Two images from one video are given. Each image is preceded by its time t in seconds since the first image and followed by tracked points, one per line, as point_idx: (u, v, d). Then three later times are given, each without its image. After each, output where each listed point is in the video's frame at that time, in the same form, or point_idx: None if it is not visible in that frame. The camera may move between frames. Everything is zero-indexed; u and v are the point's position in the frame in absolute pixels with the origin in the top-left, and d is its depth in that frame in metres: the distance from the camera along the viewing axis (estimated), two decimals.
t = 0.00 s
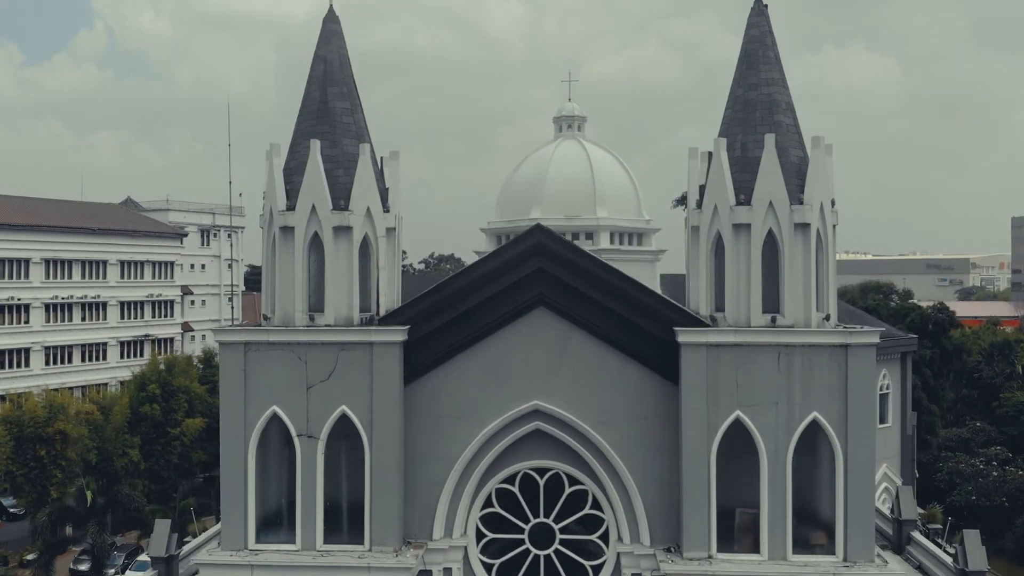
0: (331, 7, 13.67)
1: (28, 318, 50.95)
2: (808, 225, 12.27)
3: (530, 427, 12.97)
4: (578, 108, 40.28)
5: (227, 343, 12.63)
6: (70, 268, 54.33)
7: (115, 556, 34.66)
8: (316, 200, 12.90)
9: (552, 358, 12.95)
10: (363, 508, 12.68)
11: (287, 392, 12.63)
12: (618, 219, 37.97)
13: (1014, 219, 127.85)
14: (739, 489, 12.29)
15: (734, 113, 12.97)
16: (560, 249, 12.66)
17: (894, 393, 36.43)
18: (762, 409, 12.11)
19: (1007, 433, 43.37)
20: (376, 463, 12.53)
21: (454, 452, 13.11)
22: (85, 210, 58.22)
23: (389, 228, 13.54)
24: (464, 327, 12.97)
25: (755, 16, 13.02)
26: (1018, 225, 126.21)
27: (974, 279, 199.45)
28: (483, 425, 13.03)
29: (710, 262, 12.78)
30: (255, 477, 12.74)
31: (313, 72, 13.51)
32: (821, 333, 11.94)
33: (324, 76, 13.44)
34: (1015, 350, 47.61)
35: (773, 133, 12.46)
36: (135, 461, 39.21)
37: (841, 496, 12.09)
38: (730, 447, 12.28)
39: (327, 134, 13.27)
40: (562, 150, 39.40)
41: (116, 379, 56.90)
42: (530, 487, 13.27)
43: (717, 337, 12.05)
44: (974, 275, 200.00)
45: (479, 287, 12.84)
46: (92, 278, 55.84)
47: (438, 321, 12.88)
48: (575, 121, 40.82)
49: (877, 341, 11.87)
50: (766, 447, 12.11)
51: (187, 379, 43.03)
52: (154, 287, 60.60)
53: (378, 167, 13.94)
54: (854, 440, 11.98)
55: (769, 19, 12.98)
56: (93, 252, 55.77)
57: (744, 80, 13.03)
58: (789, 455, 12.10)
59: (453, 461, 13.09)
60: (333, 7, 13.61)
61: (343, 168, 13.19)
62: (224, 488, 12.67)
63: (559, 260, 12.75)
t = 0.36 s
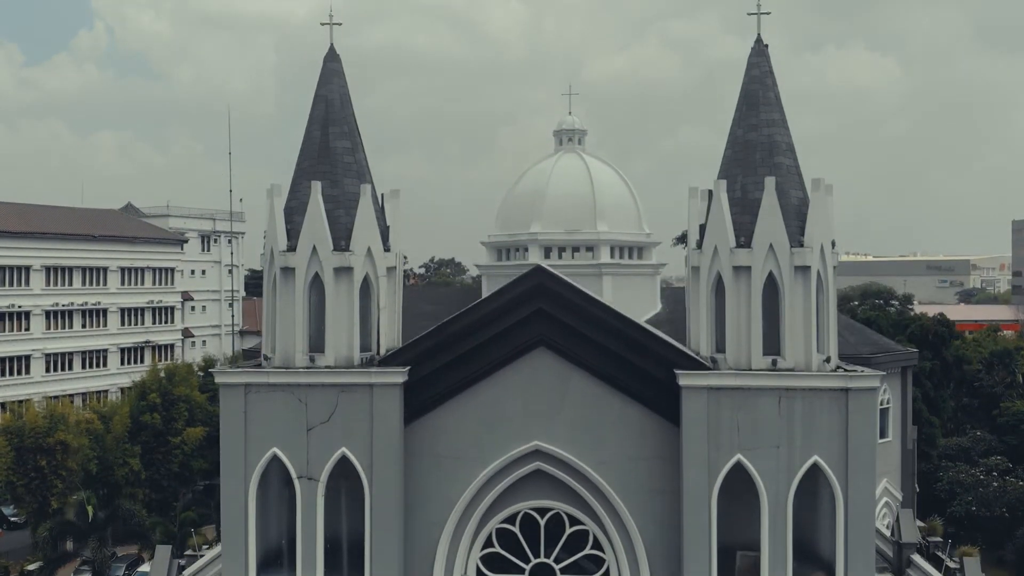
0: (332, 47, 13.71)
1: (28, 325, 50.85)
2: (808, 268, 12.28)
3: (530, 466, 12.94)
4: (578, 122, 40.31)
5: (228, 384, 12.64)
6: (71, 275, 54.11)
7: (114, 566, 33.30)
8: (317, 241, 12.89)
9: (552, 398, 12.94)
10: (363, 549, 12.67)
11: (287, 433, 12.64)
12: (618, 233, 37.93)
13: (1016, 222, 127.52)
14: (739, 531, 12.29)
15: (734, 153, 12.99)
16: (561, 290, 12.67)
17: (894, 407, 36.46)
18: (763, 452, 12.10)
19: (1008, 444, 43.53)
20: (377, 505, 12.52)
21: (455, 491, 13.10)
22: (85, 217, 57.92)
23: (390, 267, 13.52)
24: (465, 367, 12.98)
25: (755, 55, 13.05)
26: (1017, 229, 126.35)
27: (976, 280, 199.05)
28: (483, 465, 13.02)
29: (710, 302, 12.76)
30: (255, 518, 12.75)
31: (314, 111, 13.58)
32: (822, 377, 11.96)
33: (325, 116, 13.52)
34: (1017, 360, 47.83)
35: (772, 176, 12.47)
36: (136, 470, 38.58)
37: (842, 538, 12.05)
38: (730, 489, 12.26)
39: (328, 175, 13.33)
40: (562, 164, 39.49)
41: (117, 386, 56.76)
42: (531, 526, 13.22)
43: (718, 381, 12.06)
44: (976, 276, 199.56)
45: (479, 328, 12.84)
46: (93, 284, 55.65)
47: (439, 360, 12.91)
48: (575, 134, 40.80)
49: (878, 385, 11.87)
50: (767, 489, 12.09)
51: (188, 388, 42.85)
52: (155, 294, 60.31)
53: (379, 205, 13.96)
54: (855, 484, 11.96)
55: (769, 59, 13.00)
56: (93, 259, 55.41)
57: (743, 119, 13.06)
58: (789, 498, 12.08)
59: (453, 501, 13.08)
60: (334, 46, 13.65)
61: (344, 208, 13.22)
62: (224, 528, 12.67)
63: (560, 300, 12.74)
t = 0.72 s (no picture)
0: (333, 88, 13.75)
1: (29, 333, 50.69)
2: (808, 313, 12.27)
3: (530, 510, 12.89)
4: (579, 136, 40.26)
5: (228, 428, 12.63)
6: (71, 283, 53.83)
7: None
8: (317, 285, 12.88)
9: (552, 441, 12.90)
10: None
11: (287, 477, 12.62)
12: (618, 248, 37.92)
13: (1016, 227, 127.14)
14: None
15: (734, 197, 13.00)
16: (561, 334, 12.66)
17: (894, 422, 36.48)
18: (763, 498, 12.09)
19: (1007, 454, 43.25)
20: (376, 550, 12.50)
21: (455, 534, 13.05)
22: (86, 223, 57.63)
23: (390, 309, 13.50)
24: (464, 411, 12.96)
25: (754, 98, 13.09)
26: (1017, 233, 126.33)
27: (976, 282, 198.75)
28: (483, 508, 12.99)
29: (711, 347, 12.72)
30: (254, 563, 12.71)
31: (315, 153, 13.64)
32: (822, 423, 11.97)
33: (327, 158, 13.57)
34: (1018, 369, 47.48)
35: (772, 221, 12.48)
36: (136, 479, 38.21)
37: None
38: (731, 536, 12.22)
39: (329, 218, 13.35)
40: (563, 178, 39.49)
41: (117, 393, 56.65)
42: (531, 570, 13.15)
43: (719, 427, 12.06)
44: (976, 278, 199.24)
45: (481, 373, 12.84)
46: (94, 292, 55.40)
47: (438, 405, 12.89)
48: (575, 148, 40.77)
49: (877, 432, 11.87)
50: (768, 536, 12.06)
51: (188, 398, 42.81)
52: (156, 301, 60.14)
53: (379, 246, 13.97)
54: (856, 531, 11.93)
55: (769, 102, 13.03)
56: (93, 266, 55.07)
57: (743, 161, 13.08)
58: (790, 545, 12.04)
59: (452, 544, 13.03)
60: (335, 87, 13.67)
61: (344, 250, 13.22)
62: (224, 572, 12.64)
63: (561, 345, 12.74)
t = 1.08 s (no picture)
0: (334, 128, 13.78)
1: (29, 340, 50.63)
2: (809, 357, 12.26)
3: (531, 552, 12.87)
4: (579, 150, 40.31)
5: (228, 471, 12.63)
6: (71, 290, 53.70)
7: None
8: (317, 327, 12.87)
9: (553, 483, 12.89)
10: None
11: (288, 520, 12.62)
12: (619, 262, 37.91)
13: (1017, 230, 126.90)
14: None
15: (734, 239, 13.02)
16: (562, 378, 12.67)
17: (895, 438, 36.43)
18: (763, 543, 12.09)
19: (1007, 465, 43.25)
20: None
21: None
22: (86, 230, 57.46)
23: (391, 349, 13.48)
24: (464, 453, 12.94)
25: (755, 140, 13.12)
26: (1016, 237, 126.41)
27: (976, 284, 198.43)
28: (484, 551, 12.95)
29: (712, 389, 12.70)
30: None
31: (316, 194, 13.67)
32: (822, 469, 11.99)
33: (328, 199, 13.60)
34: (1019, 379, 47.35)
35: (772, 265, 12.49)
36: (136, 489, 38.41)
37: None
38: None
39: (330, 259, 13.37)
40: (565, 192, 39.50)
41: (118, 400, 56.63)
42: None
43: (719, 472, 12.06)
44: (976, 280, 199.05)
45: (481, 416, 12.84)
46: (94, 299, 55.28)
47: (438, 447, 12.89)
48: (576, 162, 40.89)
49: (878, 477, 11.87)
50: None
51: (188, 408, 42.85)
52: (156, 308, 60.03)
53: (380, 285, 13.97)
54: None
55: (769, 144, 13.06)
56: (94, 273, 54.94)
57: (743, 203, 13.10)
58: None
59: None
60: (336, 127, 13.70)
61: (344, 291, 13.22)
62: None
63: (561, 388, 12.74)
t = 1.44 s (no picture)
0: (335, 170, 13.79)
1: (29, 348, 50.62)
2: (809, 404, 12.27)
3: None
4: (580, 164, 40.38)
5: (229, 517, 12.63)
6: (72, 298, 53.61)
7: None
8: (318, 372, 12.86)
9: (554, 529, 12.88)
10: None
11: (288, 566, 12.62)
12: (618, 278, 37.90)
13: (1017, 234, 126.86)
14: None
15: (734, 283, 13.01)
16: (562, 423, 12.70)
17: (895, 454, 36.41)
18: None
19: (1006, 474, 43.54)
20: None
21: None
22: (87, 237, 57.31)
23: (391, 392, 13.45)
24: (465, 498, 12.94)
25: (755, 184, 13.13)
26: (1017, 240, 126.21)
27: (977, 286, 198.32)
28: None
29: (713, 436, 12.68)
30: None
31: (317, 236, 13.67)
32: (823, 516, 11.97)
33: (329, 241, 13.58)
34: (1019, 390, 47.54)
35: (773, 312, 12.49)
36: (137, 499, 38.38)
37: None
38: None
39: (330, 301, 13.35)
40: (564, 206, 39.70)
41: (119, 408, 56.50)
42: None
43: (719, 519, 12.06)
44: (977, 282, 198.93)
45: (482, 460, 12.86)
46: (95, 306, 55.14)
47: (438, 492, 12.88)
48: (577, 176, 40.98)
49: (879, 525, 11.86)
50: None
51: (188, 417, 42.86)
52: (157, 314, 59.74)
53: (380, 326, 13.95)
54: None
55: (770, 188, 13.07)
56: (95, 281, 54.86)
57: (743, 248, 13.09)
58: None
59: None
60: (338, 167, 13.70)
61: (345, 335, 13.19)
62: None
63: (561, 433, 12.78)
